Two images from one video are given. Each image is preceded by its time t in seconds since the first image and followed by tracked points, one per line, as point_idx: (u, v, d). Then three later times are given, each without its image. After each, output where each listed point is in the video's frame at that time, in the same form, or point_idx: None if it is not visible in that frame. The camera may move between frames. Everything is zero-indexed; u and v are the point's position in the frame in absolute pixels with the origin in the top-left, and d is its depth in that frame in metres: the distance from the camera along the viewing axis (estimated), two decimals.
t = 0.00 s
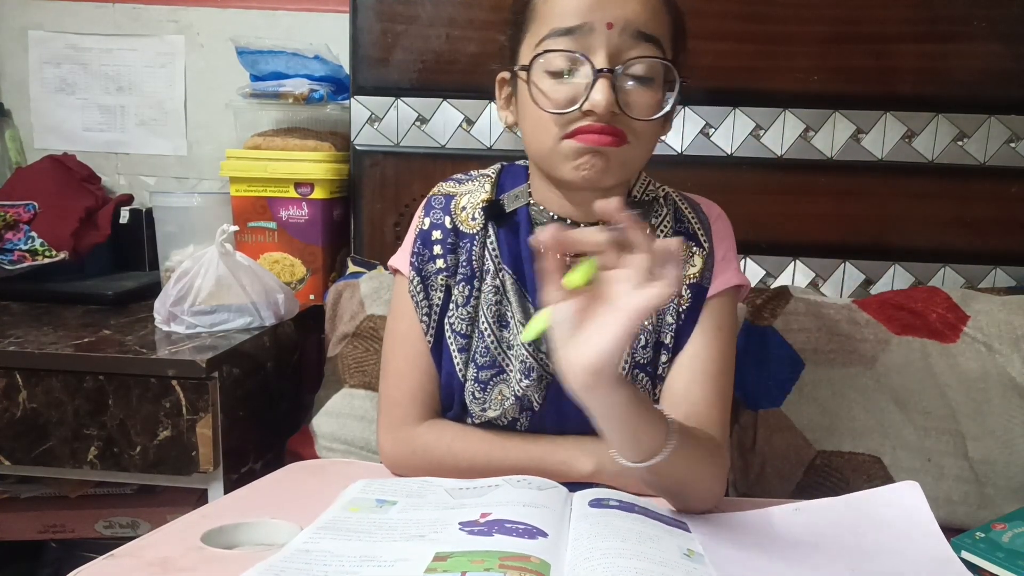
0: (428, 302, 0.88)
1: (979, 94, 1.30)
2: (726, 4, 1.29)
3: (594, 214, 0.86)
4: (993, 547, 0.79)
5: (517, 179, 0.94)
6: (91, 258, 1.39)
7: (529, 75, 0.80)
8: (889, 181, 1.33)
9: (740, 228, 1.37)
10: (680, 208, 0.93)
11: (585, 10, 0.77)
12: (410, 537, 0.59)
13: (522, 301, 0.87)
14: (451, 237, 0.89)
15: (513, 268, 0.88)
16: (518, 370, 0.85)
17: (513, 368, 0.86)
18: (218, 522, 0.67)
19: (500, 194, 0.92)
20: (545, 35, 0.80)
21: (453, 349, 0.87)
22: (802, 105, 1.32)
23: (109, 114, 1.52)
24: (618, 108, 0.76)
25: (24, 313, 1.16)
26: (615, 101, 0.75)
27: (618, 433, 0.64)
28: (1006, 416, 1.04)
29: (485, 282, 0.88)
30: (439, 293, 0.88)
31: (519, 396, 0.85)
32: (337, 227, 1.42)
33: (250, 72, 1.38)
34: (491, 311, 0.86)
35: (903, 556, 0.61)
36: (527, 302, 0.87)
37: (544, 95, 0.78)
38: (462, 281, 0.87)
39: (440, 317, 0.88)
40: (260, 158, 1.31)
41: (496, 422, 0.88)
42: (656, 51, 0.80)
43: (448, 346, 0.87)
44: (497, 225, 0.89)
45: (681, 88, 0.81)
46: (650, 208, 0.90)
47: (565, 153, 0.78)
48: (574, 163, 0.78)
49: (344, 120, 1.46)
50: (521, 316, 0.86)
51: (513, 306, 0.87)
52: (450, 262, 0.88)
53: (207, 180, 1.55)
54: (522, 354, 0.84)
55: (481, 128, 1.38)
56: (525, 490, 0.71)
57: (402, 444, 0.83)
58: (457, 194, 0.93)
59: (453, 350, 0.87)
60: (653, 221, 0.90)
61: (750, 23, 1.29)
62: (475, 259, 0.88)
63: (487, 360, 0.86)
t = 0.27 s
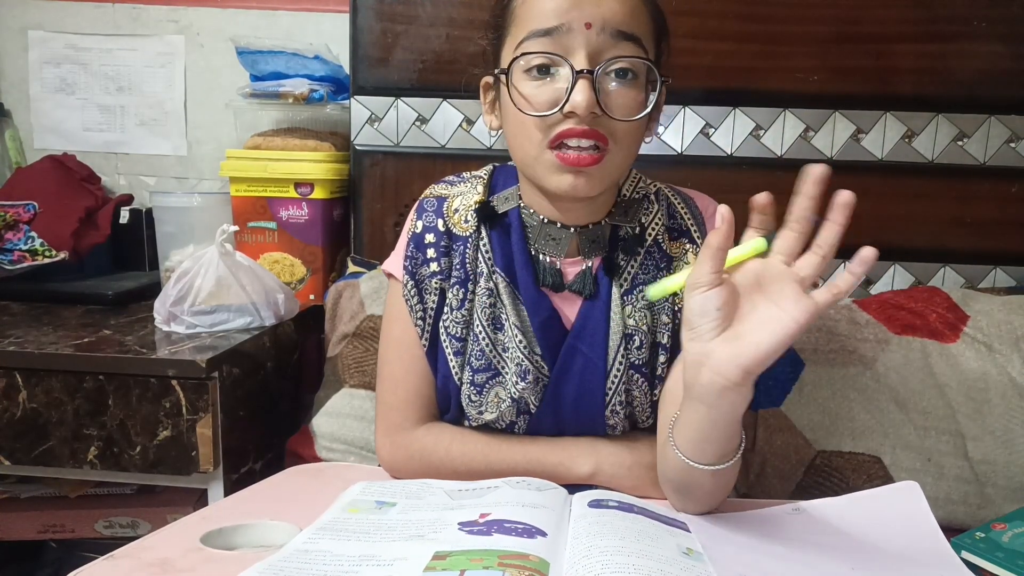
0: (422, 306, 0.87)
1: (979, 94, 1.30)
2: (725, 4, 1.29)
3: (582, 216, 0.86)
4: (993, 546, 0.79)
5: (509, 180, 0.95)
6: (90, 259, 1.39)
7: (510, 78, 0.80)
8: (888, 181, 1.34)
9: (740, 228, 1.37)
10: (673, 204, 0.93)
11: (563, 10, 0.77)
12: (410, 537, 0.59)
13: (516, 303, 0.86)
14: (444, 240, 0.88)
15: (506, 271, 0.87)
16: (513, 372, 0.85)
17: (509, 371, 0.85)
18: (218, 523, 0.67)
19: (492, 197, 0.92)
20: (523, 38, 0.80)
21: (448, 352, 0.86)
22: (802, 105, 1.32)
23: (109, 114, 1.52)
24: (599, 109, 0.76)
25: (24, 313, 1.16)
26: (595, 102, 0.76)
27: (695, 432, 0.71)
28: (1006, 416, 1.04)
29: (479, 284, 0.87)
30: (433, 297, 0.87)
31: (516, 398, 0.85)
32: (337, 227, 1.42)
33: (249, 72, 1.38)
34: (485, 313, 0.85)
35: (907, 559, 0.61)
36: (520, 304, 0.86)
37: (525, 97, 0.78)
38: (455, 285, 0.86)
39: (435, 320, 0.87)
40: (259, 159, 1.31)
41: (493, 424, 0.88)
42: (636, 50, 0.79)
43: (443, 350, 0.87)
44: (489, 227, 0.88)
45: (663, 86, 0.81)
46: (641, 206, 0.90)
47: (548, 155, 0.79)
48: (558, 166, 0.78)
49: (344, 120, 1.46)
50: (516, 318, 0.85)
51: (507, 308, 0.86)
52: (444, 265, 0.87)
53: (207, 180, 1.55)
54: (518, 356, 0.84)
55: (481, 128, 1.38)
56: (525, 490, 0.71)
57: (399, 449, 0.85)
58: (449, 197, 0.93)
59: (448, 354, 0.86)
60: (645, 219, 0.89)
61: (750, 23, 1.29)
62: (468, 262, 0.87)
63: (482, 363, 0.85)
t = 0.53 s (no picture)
0: (423, 305, 0.87)
1: (979, 94, 1.30)
2: (725, 4, 1.29)
3: (585, 217, 0.86)
4: (993, 546, 0.79)
5: (511, 180, 0.95)
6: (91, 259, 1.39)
7: (516, 80, 0.80)
8: (888, 181, 1.34)
9: (740, 228, 1.37)
10: (674, 201, 0.93)
11: (569, 12, 0.77)
12: (410, 538, 0.59)
13: (517, 302, 0.86)
14: (445, 239, 0.88)
15: (508, 270, 0.87)
16: (514, 372, 0.85)
17: (510, 370, 0.85)
18: (218, 525, 0.68)
19: (494, 195, 0.92)
20: (529, 39, 0.80)
21: (448, 352, 0.86)
22: (802, 105, 1.32)
23: (109, 114, 1.52)
24: (605, 111, 0.76)
25: (25, 313, 1.16)
26: (602, 103, 0.76)
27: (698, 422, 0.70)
28: (1006, 416, 1.04)
29: (480, 284, 0.87)
30: (434, 296, 0.87)
31: (517, 398, 0.85)
32: (337, 227, 1.42)
33: (249, 72, 1.38)
34: (485, 313, 0.85)
35: (909, 561, 0.61)
36: (522, 303, 0.86)
37: (531, 98, 0.78)
38: (456, 284, 0.86)
39: (435, 319, 0.87)
40: (259, 158, 1.31)
41: (494, 424, 0.88)
42: (641, 53, 0.80)
43: (444, 349, 0.87)
44: (491, 226, 0.88)
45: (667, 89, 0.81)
46: (643, 204, 0.90)
47: (554, 156, 0.78)
48: (563, 168, 0.78)
49: (344, 120, 1.46)
50: (517, 317, 0.85)
51: (508, 307, 0.86)
52: (445, 264, 0.87)
53: (207, 180, 1.55)
54: (519, 355, 0.84)
55: (481, 128, 1.38)
56: (525, 491, 0.71)
57: (399, 449, 0.85)
58: (451, 195, 0.93)
59: (449, 353, 0.86)
60: (646, 218, 0.89)
61: (750, 23, 1.29)
62: (469, 261, 0.87)
63: (482, 363, 0.85)
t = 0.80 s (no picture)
0: (425, 303, 0.87)
1: (979, 95, 1.31)
2: (725, 4, 1.29)
3: (589, 213, 0.86)
4: (993, 546, 0.79)
5: (514, 179, 0.94)
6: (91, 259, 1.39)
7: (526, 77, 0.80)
8: (888, 181, 1.34)
9: (740, 228, 1.37)
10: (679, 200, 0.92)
11: (579, 12, 0.77)
12: (411, 539, 0.59)
13: (520, 299, 0.86)
14: (448, 238, 0.88)
15: (511, 268, 0.87)
16: (516, 370, 0.85)
17: (512, 369, 0.85)
18: (219, 526, 0.68)
19: (498, 193, 0.92)
20: (539, 36, 0.80)
21: (451, 350, 0.86)
22: (802, 105, 1.32)
23: (109, 114, 1.52)
24: (615, 109, 0.76)
25: (24, 313, 1.16)
26: (612, 101, 0.76)
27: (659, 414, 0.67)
28: (1006, 416, 1.04)
29: (483, 282, 0.87)
30: (436, 294, 0.87)
31: (519, 396, 0.85)
32: (337, 227, 1.42)
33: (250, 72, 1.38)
34: (488, 311, 0.86)
35: (908, 562, 0.61)
36: (524, 300, 0.87)
37: (540, 95, 0.78)
38: (459, 282, 0.87)
39: (438, 317, 0.87)
40: (261, 158, 1.31)
41: (495, 422, 0.88)
42: (652, 53, 0.80)
43: (446, 348, 0.87)
44: (494, 223, 0.88)
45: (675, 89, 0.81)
46: (647, 203, 0.90)
47: (562, 154, 0.79)
48: (571, 166, 0.78)
49: (344, 120, 1.46)
50: (519, 315, 0.85)
51: (511, 305, 0.86)
52: (448, 263, 0.88)
53: (207, 180, 1.55)
54: (521, 353, 0.84)
55: (481, 128, 1.38)
56: (526, 491, 0.71)
57: (399, 448, 0.84)
58: (454, 194, 0.93)
59: (451, 351, 0.86)
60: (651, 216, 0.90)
61: (750, 23, 1.29)
62: (472, 259, 0.87)
63: (485, 360, 0.85)
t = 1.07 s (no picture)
0: (426, 303, 0.87)
1: (979, 95, 1.30)
2: (725, 4, 1.29)
3: (590, 212, 0.86)
4: (993, 546, 0.79)
5: (514, 179, 0.94)
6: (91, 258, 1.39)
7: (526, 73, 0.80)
8: (888, 181, 1.34)
9: (740, 227, 1.37)
10: (678, 202, 0.94)
11: (579, 8, 0.77)
12: (411, 539, 0.59)
13: (521, 299, 0.86)
14: (449, 238, 0.88)
15: (512, 268, 0.87)
16: (516, 369, 0.85)
17: (512, 368, 0.85)
18: (219, 527, 0.67)
19: (498, 193, 0.92)
20: (540, 33, 0.80)
21: (451, 349, 0.86)
22: (802, 105, 1.32)
23: (109, 114, 1.52)
24: (615, 103, 0.76)
25: (25, 313, 1.16)
26: (612, 96, 0.76)
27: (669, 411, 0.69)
28: (1006, 416, 1.04)
29: (483, 281, 0.87)
30: (437, 294, 0.87)
31: (519, 396, 0.85)
32: (337, 227, 1.42)
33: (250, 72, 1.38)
34: (489, 311, 0.85)
35: (909, 560, 0.61)
36: (525, 300, 0.87)
37: (541, 91, 0.78)
38: (460, 282, 0.87)
39: (438, 317, 0.87)
40: (261, 158, 1.31)
41: (495, 422, 0.88)
42: (651, 49, 0.80)
43: (447, 348, 0.87)
44: (495, 224, 0.88)
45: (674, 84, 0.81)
46: (647, 203, 0.91)
47: (563, 149, 0.78)
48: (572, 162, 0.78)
49: (344, 120, 1.46)
50: (520, 315, 0.85)
51: (512, 304, 0.86)
52: (448, 262, 0.87)
53: (207, 181, 1.55)
54: (521, 352, 0.84)
55: (481, 128, 1.38)
56: (525, 491, 0.71)
57: (399, 448, 0.84)
58: (455, 194, 0.93)
59: (452, 351, 0.86)
60: (651, 217, 0.90)
61: (751, 23, 1.29)
62: (473, 259, 0.87)
63: (485, 360, 0.85)
